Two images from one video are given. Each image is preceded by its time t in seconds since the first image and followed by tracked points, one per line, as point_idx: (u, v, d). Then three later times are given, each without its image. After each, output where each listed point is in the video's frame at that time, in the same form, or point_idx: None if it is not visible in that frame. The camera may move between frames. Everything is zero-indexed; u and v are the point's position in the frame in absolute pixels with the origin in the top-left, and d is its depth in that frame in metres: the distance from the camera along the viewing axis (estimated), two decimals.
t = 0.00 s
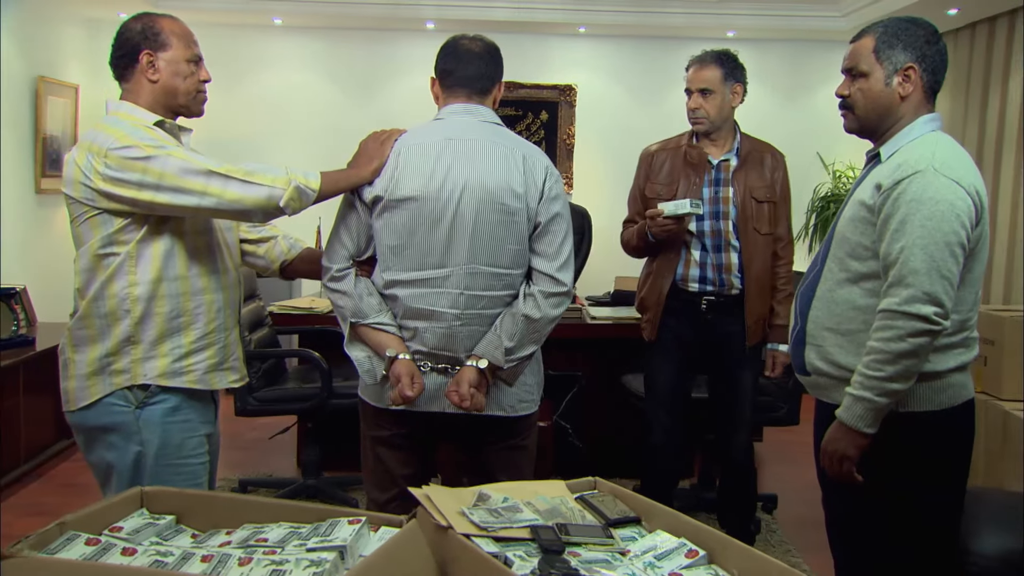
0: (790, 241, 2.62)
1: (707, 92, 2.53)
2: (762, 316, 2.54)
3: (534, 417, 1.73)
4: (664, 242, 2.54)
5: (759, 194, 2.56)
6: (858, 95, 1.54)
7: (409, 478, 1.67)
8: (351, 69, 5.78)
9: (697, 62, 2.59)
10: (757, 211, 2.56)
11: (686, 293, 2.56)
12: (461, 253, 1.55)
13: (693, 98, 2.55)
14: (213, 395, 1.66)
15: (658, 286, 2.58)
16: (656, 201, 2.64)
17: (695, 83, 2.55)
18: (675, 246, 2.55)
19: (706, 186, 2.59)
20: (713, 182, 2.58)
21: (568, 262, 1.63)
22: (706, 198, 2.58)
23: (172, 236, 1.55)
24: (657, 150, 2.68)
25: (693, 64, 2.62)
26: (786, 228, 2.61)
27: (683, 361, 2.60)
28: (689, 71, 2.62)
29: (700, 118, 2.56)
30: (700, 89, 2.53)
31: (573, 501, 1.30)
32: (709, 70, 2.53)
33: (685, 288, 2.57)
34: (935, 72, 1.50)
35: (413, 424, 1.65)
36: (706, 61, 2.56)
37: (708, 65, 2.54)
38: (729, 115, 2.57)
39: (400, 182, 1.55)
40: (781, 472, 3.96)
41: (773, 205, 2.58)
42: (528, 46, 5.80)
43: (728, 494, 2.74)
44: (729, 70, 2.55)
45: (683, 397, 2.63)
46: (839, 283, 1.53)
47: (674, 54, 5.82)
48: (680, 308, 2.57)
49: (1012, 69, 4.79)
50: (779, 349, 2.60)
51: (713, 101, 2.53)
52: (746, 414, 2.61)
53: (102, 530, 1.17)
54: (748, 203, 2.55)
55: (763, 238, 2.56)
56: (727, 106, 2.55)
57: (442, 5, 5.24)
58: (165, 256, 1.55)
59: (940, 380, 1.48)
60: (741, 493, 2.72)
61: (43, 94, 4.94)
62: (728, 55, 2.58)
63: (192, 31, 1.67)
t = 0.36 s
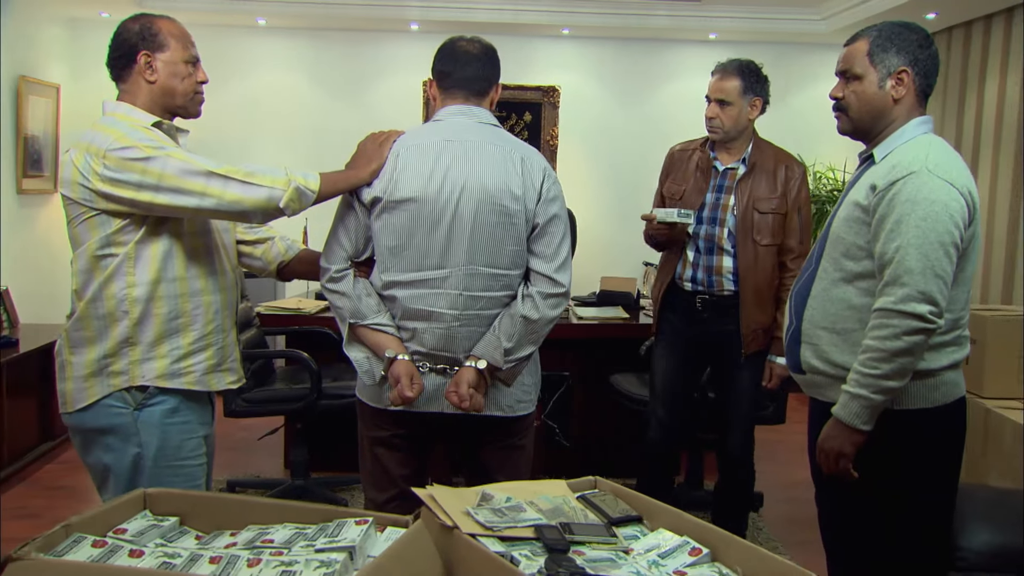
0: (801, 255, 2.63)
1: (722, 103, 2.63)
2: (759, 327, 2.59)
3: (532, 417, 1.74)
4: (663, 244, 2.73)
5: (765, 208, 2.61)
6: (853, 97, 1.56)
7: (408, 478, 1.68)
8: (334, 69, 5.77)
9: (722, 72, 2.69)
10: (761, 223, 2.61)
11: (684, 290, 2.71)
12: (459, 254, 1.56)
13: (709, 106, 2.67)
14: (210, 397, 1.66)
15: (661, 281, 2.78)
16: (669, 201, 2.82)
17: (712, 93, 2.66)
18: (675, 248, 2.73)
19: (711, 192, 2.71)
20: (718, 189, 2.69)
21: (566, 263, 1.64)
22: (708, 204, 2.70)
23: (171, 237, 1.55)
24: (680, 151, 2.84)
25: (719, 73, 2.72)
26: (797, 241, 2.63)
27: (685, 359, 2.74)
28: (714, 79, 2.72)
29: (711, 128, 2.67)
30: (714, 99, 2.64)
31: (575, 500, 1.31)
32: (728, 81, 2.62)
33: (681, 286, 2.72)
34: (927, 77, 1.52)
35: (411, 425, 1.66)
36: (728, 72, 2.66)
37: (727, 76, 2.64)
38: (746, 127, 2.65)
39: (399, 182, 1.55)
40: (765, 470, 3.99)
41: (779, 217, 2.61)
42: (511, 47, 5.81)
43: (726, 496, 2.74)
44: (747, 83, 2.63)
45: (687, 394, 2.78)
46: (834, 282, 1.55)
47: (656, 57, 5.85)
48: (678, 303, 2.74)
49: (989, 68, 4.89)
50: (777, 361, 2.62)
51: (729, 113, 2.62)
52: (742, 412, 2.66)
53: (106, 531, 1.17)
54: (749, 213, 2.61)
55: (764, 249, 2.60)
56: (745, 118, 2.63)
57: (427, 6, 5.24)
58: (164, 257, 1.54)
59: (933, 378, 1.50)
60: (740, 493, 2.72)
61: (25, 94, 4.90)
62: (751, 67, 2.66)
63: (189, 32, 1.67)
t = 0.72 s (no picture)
0: (796, 257, 2.61)
1: (716, 107, 2.66)
2: (749, 327, 2.61)
3: (531, 417, 1.74)
4: (659, 242, 2.80)
5: (758, 211, 2.61)
6: (849, 99, 1.57)
7: (408, 478, 1.69)
8: (321, 70, 5.77)
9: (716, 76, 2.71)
10: (752, 224, 2.62)
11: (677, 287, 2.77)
12: (460, 254, 1.56)
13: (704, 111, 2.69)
14: (210, 397, 1.66)
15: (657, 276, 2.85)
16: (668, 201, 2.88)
17: (706, 97, 2.68)
18: (671, 246, 2.79)
19: (707, 193, 2.75)
20: (712, 189, 2.73)
21: (566, 264, 1.65)
22: (702, 203, 2.74)
23: (172, 237, 1.55)
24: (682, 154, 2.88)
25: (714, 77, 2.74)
26: (792, 243, 2.61)
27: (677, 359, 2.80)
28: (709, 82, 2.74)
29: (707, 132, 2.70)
30: (708, 103, 2.67)
31: (579, 499, 1.32)
32: (721, 85, 2.64)
33: (674, 283, 2.77)
34: (922, 80, 1.54)
35: (411, 425, 1.66)
36: (722, 76, 2.68)
37: (720, 81, 2.66)
38: (741, 129, 2.67)
39: (400, 182, 1.56)
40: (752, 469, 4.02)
41: (771, 218, 2.61)
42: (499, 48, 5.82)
43: (716, 494, 2.77)
44: (740, 87, 2.64)
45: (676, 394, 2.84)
46: (832, 282, 1.57)
47: (643, 58, 5.88)
48: (672, 298, 2.79)
49: (972, 68, 4.94)
50: (771, 362, 2.60)
51: (724, 116, 2.64)
52: (731, 409, 2.69)
53: (112, 532, 1.17)
54: (739, 215, 2.62)
55: (754, 250, 2.60)
56: (739, 121, 2.65)
57: (415, 7, 5.24)
58: (165, 258, 1.54)
59: (929, 377, 1.52)
60: (732, 491, 2.74)
61: (10, 94, 4.87)
62: (746, 69, 2.67)
63: (190, 33, 1.67)
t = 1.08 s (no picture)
0: (777, 251, 2.64)
1: (695, 101, 2.69)
2: (732, 322, 2.62)
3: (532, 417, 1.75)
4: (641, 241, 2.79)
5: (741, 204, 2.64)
6: (848, 101, 1.58)
7: (411, 478, 1.69)
8: (313, 70, 5.76)
9: (690, 73, 2.75)
10: (735, 219, 2.64)
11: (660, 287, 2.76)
12: (463, 255, 1.57)
13: (684, 106, 2.72)
14: (212, 398, 1.66)
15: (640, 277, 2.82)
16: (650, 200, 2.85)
17: (684, 93, 2.71)
18: (653, 245, 2.78)
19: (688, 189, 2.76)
20: (694, 186, 2.74)
21: (568, 264, 1.66)
22: (684, 201, 2.74)
23: (175, 238, 1.56)
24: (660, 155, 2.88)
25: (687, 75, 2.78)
26: (772, 237, 2.64)
27: (664, 359, 2.80)
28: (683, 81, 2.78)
29: (688, 126, 2.71)
30: (688, 98, 2.69)
31: (584, 498, 1.33)
32: (699, 79, 2.68)
33: (656, 283, 2.77)
34: (919, 82, 1.56)
35: (415, 425, 1.67)
36: (697, 71, 2.72)
37: (696, 76, 2.69)
38: (720, 124, 2.70)
39: (403, 183, 1.56)
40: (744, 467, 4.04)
41: (753, 213, 2.64)
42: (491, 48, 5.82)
43: (709, 493, 2.78)
44: (716, 80, 2.68)
45: (664, 395, 2.84)
46: (832, 282, 1.58)
47: (635, 59, 5.89)
48: (654, 300, 2.78)
49: (961, 69, 4.97)
50: (754, 356, 2.62)
51: (702, 111, 2.68)
52: (716, 408, 2.70)
53: (120, 533, 1.18)
54: (722, 211, 2.64)
55: (736, 244, 2.62)
56: (718, 114, 2.69)
57: (408, 7, 5.25)
58: (168, 259, 1.54)
59: (928, 375, 1.53)
60: (724, 490, 2.76)
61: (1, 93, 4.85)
62: (720, 64, 2.72)
63: (191, 33, 1.67)
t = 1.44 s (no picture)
0: (750, 248, 2.69)
1: (668, 97, 2.70)
2: (710, 316, 2.63)
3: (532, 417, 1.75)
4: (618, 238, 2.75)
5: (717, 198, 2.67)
6: (846, 102, 1.59)
7: (411, 478, 1.69)
8: (306, 70, 5.75)
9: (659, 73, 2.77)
10: (713, 215, 2.67)
11: (635, 286, 2.73)
12: (465, 255, 1.57)
13: (658, 104, 2.73)
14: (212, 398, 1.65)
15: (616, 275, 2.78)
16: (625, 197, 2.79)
17: (656, 91, 2.73)
18: (628, 243, 2.76)
19: (664, 187, 2.76)
20: (671, 182, 2.75)
21: (569, 264, 1.67)
22: (661, 198, 2.75)
23: (176, 238, 1.55)
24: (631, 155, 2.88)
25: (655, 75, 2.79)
26: (747, 234, 2.68)
27: (644, 360, 2.76)
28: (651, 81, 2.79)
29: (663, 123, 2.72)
30: (661, 95, 2.71)
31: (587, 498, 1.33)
32: (671, 77, 2.70)
33: (634, 283, 2.73)
34: (917, 83, 1.56)
35: (415, 425, 1.67)
36: (667, 70, 2.74)
37: (667, 74, 2.71)
38: (693, 120, 2.73)
39: (404, 184, 1.56)
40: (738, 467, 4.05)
41: (729, 210, 2.68)
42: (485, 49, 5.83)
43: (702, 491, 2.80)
44: (688, 77, 2.71)
45: (646, 396, 2.81)
46: (832, 281, 1.59)
47: (628, 60, 5.91)
48: (630, 299, 2.75)
49: (952, 71, 5.00)
50: (726, 352, 2.67)
51: (677, 107, 2.69)
52: (699, 406, 2.73)
53: (124, 534, 1.17)
54: (702, 207, 2.67)
55: (713, 239, 2.65)
56: (691, 110, 2.71)
57: (402, 7, 5.25)
58: (169, 259, 1.54)
59: (927, 375, 1.54)
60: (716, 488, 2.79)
61: None
62: (687, 62, 2.75)
63: (189, 33, 1.66)
